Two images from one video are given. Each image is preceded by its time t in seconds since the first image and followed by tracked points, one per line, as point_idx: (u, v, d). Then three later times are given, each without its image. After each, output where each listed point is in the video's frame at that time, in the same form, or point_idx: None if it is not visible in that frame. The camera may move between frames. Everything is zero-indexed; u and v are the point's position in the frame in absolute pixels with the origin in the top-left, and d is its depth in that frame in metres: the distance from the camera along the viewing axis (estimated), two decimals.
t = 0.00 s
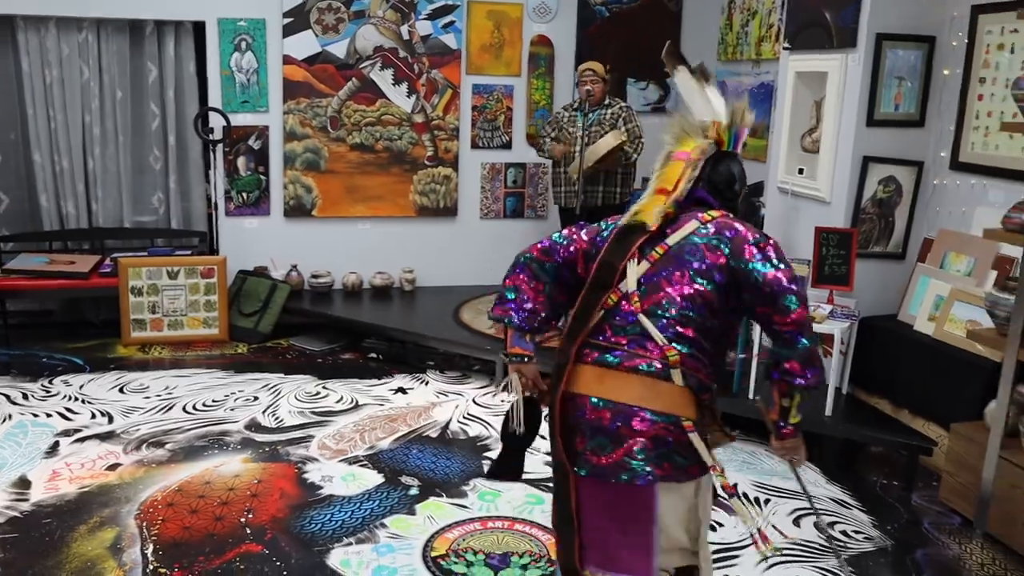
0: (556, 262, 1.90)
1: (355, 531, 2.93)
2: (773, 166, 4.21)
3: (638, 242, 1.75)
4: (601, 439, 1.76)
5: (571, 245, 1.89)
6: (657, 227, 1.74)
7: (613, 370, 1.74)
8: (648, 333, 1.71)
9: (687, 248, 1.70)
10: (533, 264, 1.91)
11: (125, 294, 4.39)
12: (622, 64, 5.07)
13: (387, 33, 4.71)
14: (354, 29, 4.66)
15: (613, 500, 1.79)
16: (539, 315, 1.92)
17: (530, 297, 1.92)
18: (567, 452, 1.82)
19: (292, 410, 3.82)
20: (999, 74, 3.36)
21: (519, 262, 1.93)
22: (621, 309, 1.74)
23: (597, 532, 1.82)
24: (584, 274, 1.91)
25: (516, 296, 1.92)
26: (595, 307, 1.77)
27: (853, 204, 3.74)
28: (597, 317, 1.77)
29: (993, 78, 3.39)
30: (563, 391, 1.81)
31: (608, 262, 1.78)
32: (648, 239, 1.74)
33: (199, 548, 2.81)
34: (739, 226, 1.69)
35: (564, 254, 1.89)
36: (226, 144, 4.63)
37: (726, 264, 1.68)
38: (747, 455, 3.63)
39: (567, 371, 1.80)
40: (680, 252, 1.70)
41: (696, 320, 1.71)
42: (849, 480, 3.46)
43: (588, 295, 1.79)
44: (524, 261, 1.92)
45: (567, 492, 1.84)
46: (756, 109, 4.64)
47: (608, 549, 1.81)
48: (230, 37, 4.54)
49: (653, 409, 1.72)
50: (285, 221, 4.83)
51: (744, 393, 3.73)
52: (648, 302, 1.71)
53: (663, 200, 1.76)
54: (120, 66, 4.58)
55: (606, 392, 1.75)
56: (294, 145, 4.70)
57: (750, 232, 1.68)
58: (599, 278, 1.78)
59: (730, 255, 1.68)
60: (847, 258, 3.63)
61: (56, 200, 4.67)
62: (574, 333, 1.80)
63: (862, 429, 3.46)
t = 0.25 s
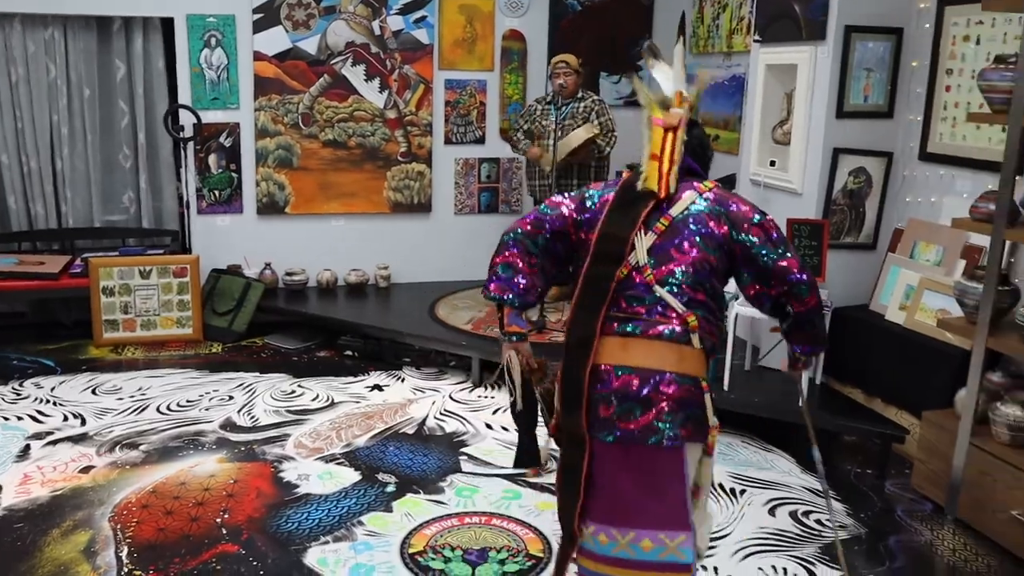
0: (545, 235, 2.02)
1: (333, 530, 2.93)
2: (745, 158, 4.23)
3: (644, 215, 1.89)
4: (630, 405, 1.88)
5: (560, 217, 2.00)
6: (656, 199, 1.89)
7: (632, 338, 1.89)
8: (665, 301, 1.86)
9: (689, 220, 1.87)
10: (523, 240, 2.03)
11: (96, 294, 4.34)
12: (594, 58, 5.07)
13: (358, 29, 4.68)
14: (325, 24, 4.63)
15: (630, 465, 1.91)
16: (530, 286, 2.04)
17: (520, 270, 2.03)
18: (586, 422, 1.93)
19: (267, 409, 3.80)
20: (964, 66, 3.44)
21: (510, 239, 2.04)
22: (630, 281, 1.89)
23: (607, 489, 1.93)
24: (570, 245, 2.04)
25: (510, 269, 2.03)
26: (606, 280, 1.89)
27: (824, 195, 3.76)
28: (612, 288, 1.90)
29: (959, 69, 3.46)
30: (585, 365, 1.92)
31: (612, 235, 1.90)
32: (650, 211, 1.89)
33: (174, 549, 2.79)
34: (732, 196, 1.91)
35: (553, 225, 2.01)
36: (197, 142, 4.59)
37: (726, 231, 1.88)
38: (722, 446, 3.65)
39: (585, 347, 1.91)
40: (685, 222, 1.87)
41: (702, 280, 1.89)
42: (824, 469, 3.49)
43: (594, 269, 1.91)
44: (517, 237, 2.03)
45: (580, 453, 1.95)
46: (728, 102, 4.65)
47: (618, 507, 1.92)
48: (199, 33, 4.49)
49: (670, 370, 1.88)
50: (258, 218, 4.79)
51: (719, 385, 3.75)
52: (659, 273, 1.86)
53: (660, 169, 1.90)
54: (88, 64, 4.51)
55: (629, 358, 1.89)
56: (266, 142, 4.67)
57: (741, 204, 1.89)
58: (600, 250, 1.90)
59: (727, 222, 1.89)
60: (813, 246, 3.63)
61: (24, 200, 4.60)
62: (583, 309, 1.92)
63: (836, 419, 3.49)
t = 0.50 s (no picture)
0: (538, 215, 2.08)
1: (308, 531, 2.91)
2: (718, 156, 4.25)
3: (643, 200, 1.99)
4: (646, 383, 2.00)
5: (548, 196, 2.06)
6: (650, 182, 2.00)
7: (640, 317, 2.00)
8: (670, 283, 1.99)
9: (682, 204, 1.99)
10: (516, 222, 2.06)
11: (67, 296, 4.28)
12: (567, 57, 5.07)
13: (331, 28, 4.66)
14: (297, 23, 4.61)
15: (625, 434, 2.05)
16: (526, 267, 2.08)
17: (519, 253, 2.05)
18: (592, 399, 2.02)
19: (241, 411, 3.77)
20: (933, 63, 3.48)
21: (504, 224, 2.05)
22: (632, 265, 1.99)
23: (602, 458, 2.06)
24: (561, 222, 2.10)
25: (509, 253, 2.05)
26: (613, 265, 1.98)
27: (797, 192, 3.79)
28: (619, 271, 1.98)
29: (928, 67, 3.50)
30: (598, 347, 1.99)
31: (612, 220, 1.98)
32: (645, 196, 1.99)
33: (147, 553, 2.76)
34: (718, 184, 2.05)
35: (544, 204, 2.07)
36: (169, 142, 4.54)
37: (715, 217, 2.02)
38: (697, 443, 3.67)
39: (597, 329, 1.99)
40: (683, 207, 1.99)
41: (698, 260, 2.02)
42: (798, 464, 3.52)
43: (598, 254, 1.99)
44: (511, 221, 2.05)
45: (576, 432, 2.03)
46: (701, 100, 4.67)
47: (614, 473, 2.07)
48: (169, 32, 4.44)
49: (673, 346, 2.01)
50: (231, 219, 4.75)
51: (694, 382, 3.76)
52: (661, 256, 1.98)
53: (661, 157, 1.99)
54: (56, 63, 4.45)
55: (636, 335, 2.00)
56: (239, 142, 4.64)
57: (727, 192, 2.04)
58: (601, 233, 1.98)
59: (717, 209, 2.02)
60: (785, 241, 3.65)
61: None
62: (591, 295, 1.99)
63: (809, 414, 3.52)
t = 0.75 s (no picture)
0: (533, 238, 1.99)
1: (282, 533, 2.89)
2: (688, 150, 4.27)
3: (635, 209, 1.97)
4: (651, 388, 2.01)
5: (539, 215, 1.98)
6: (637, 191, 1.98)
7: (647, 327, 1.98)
8: (672, 291, 2.00)
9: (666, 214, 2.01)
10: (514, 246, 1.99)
11: (35, 301, 4.23)
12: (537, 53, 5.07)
13: (299, 26, 4.63)
14: (265, 21, 4.57)
15: (639, 429, 2.04)
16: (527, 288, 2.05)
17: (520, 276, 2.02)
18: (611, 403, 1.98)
19: (214, 414, 3.74)
20: (898, 56, 3.51)
21: (507, 250, 1.99)
22: (635, 275, 1.96)
23: (618, 456, 2.03)
24: (552, 244, 2.02)
25: (514, 277, 2.01)
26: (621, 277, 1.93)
27: (767, 185, 3.81)
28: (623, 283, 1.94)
29: (894, 59, 3.53)
30: (615, 356, 1.96)
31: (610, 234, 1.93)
32: (636, 207, 1.97)
33: (120, 559, 2.73)
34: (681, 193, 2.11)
35: (540, 224, 1.99)
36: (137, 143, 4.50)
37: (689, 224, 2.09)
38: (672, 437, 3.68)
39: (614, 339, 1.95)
40: (667, 215, 2.02)
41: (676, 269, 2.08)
42: (772, 455, 3.54)
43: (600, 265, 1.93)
44: (512, 245, 1.99)
45: (595, 436, 1.98)
46: (670, 95, 4.68)
47: (629, 465, 2.05)
48: (135, 32, 4.39)
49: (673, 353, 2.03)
50: (201, 220, 4.71)
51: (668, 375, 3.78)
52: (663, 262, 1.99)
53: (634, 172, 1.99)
54: (19, 63, 4.36)
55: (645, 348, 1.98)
56: (208, 142, 4.59)
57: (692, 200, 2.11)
58: (602, 249, 1.92)
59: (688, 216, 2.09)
60: (758, 236, 3.67)
61: None
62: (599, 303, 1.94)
63: (782, 405, 3.54)
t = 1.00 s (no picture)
0: (561, 205, 2.14)
1: (261, 541, 2.88)
2: (664, 154, 4.29)
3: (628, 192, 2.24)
4: (653, 350, 2.25)
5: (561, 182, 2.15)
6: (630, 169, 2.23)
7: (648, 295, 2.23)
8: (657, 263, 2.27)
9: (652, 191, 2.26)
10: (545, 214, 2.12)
11: (8, 309, 4.18)
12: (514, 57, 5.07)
13: (274, 30, 4.61)
14: (240, 26, 4.55)
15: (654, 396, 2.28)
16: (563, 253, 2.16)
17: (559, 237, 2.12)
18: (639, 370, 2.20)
19: (191, 421, 3.71)
20: (870, 58, 3.55)
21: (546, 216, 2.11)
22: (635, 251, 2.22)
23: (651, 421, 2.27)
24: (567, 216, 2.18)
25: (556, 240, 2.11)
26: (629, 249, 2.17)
27: (742, 187, 3.84)
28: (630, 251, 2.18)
29: (866, 62, 3.57)
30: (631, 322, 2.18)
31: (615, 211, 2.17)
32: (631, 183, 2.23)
33: (96, 569, 2.71)
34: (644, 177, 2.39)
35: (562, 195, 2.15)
36: (111, 149, 4.46)
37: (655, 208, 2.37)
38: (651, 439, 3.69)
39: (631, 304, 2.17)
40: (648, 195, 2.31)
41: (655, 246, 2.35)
42: (750, 456, 3.56)
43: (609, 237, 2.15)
44: (546, 213, 2.12)
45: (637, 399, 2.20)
46: (647, 98, 4.70)
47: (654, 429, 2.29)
48: (108, 37, 4.36)
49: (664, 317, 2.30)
50: (177, 226, 4.68)
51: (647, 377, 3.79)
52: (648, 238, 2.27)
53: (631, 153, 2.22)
54: None
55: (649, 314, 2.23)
56: (183, 148, 4.57)
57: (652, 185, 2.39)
58: (609, 224, 2.16)
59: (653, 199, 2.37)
60: (733, 237, 3.70)
61: None
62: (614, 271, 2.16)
63: (760, 407, 3.56)
